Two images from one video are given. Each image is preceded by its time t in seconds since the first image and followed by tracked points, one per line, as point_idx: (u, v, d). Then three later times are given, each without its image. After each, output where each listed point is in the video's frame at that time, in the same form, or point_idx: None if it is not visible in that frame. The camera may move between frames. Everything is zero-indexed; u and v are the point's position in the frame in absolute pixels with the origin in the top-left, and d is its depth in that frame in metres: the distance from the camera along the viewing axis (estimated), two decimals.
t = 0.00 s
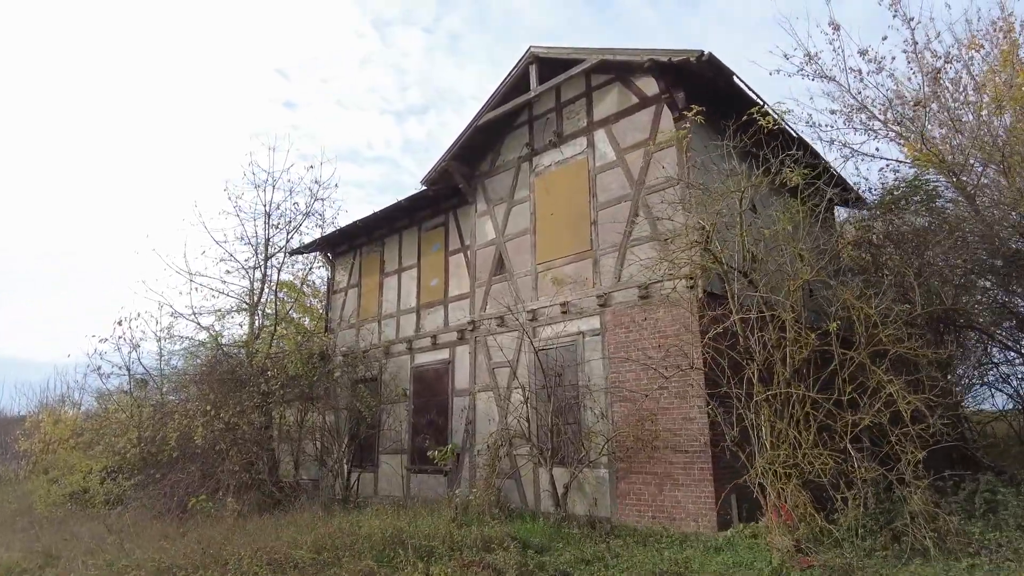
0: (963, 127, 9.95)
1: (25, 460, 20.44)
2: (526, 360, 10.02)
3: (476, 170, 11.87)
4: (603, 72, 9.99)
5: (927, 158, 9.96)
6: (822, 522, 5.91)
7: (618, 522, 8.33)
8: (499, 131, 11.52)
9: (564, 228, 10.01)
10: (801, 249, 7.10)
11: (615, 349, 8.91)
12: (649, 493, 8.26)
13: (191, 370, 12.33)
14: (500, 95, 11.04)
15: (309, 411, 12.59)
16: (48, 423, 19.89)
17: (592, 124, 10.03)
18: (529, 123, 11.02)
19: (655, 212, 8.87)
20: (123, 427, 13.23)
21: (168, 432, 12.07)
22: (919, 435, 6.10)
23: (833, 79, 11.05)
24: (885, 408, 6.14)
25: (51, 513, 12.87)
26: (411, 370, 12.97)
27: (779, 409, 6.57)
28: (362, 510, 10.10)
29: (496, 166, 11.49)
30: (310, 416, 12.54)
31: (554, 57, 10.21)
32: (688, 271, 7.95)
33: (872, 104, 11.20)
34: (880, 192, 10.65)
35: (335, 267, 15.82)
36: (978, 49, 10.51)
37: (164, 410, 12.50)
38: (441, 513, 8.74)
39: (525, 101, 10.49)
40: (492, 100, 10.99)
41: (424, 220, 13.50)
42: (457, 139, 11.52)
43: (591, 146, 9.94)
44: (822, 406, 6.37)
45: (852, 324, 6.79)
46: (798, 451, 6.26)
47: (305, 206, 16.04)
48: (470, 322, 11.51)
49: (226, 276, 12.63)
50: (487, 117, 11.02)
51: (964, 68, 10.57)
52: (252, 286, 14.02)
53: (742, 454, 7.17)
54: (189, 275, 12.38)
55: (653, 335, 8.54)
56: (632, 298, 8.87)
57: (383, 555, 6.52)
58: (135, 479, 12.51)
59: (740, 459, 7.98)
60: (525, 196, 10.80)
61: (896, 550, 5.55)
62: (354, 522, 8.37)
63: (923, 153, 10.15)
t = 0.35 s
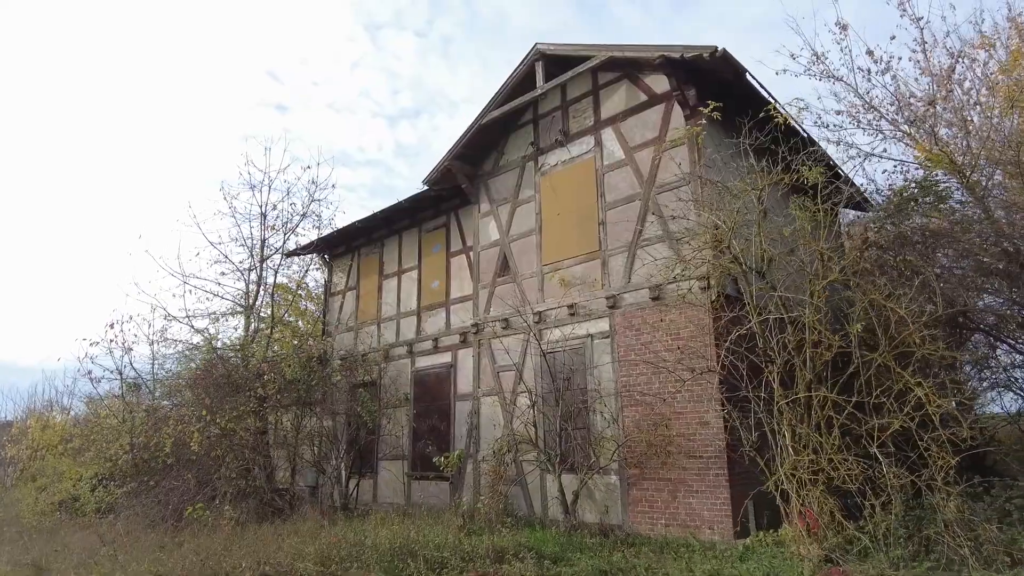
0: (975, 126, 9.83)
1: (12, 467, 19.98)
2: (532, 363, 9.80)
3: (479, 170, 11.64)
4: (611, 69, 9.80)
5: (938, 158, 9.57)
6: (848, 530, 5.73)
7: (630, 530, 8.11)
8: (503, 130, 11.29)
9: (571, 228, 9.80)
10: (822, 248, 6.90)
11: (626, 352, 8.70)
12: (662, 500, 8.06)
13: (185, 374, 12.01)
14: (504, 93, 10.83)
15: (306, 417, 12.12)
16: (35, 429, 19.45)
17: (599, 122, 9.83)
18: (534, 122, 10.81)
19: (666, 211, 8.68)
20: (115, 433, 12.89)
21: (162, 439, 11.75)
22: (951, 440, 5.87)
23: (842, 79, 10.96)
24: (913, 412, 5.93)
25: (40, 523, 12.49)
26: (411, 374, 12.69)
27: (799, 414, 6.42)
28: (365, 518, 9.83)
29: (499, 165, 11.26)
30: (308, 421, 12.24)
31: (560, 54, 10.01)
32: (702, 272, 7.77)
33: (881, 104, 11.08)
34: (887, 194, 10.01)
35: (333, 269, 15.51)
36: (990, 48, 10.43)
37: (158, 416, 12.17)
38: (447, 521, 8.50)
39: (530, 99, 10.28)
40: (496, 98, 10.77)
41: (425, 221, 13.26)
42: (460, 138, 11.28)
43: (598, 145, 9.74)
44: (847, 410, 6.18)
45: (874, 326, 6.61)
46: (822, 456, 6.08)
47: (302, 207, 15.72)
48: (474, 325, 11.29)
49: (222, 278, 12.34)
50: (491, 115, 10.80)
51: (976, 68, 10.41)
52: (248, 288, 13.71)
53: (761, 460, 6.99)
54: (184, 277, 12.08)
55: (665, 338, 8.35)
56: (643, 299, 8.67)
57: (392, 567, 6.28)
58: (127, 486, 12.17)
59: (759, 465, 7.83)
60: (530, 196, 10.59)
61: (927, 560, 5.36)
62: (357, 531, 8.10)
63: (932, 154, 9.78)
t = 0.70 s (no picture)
0: (995, 125, 9.69)
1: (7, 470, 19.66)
2: (545, 365, 9.61)
3: (488, 169, 11.45)
4: (626, 66, 9.65)
5: (956, 158, 9.38)
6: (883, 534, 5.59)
7: (648, 535, 7.93)
8: (513, 128, 11.12)
9: (584, 227, 9.63)
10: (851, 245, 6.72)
11: (642, 353, 8.52)
12: (681, 505, 7.88)
13: (187, 376, 11.77)
14: (516, 91, 10.66)
15: (308, 419, 12.03)
16: (31, 432, 19.14)
17: (613, 119, 9.68)
18: (545, 120, 10.65)
19: (683, 210, 8.53)
20: (114, 437, 12.63)
21: (164, 442, 11.52)
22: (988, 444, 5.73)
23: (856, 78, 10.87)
24: (950, 414, 5.78)
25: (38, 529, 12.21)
26: (417, 376, 12.47)
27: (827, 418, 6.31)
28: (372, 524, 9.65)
29: (510, 164, 11.08)
30: (312, 425, 12.02)
31: (574, 51, 9.86)
32: (723, 272, 7.60)
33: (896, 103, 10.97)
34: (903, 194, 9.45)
35: (336, 270, 15.29)
36: (1007, 47, 10.32)
37: (159, 419, 11.93)
38: (459, 527, 8.30)
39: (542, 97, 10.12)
40: (507, 95, 10.60)
41: (432, 221, 13.07)
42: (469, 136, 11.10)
43: (612, 142, 9.58)
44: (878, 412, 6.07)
45: (901, 328, 6.46)
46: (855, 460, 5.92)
47: (305, 207, 15.50)
48: (483, 326, 11.10)
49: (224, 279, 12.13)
50: (502, 113, 10.63)
51: (993, 67, 10.28)
52: (250, 288, 13.49)
53: (786, 464, 6.82)
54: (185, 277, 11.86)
55: (683, 339, 8.18)
56: (660, 299, 8.51)
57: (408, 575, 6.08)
58: (127, 491, 11.91)
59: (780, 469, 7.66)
60: (542, 194, 10.41)
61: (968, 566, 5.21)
62: (367, 537, 7.90)
63: (947, 154, 9.65)
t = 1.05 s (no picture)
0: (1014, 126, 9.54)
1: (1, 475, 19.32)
2: (556, 369, 9.42)
3: (497, 170, 11.26)
4: (640, 65, 9.52)
5: (971, 160, 8.71)
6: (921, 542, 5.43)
7: (667, 542, 7.74)
8: (523, 128, 10.95)
9: (597, 228, 9.47)
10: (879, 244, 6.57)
11: (659, 356, 8.36)
12: (700, 511, 7.70)
13: (188, 379, 11.53)
14: (526, 90, 10.50)
15: (311, 424, 11.78)
16: (26, 436, 18.82)
17: (626, 119, 9.53)
18: (556, 120, 10.48)
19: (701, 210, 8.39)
20: (112, 442, 12.37)
21: (164, 447, 11.27)
22: None
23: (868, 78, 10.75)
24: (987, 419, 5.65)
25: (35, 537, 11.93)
26: (423, 380, 12.25)
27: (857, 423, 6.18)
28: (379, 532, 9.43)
29: (519, 165, 10.90)
30: (315, 430, 11.79)
31: (587, 49, 9.72)
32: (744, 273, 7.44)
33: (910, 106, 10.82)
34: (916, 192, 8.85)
35: (339, 273, 15.06)
36: None
37: (159, 423, 11.68)
38: (471, 535, 8.09)
39: (554, 95, 9.96)
40: (517, 94, 10.44)
41: (438, 223, 12.88)
42: (478, 136, 10.92)
43: (626, 142, 9.42)
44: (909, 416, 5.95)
45: (931, 330, 6.30)
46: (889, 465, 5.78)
47: (307, 209, 15.28)
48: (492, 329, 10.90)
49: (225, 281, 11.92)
50: (512, 112, 10.46)
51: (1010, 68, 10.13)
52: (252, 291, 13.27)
53: (811, 470, 6.64)
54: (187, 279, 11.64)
55: (702, 342, 8.03)
56: (677, 301, 8.35)
57: None
58: (126, 497, 11.63)
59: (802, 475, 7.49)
60: (553, 195, 10.24)
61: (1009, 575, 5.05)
62: (378, 545, 7.70)
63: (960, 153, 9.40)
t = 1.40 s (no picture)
0: None
1: None
2: (570, 369, 9.20)
3: (507, 166, 11.04)
4: (656, 58, 9.35)
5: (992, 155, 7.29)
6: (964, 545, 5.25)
7: (688, 547, 7.52)
8: (534, 124, 10.74)
9: (611, 224, 9.25)
10: (911, 238, 6.35)
11: (678, 356, 8.15)
12: (723, 515, 7.49)
13: (189, 380, 11.26)
14: (538, 84, 10.30)
15: (315, 426, 11.46)
16: (23, 438, 18.54)
17: (642, 113, 9.35)
18: (568, 115, 10.28)
19: (721, 206, 8.22)
20: (112, 444, 12.11)
21: (166, 450, 11.02)
22: None
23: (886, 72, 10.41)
24: None
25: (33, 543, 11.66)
26: (430, 381, 12.00)
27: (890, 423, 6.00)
28: (387, 537, 9.20)
29: (530, 160, 10.68)
30: (318, 431, 11.47)
31: (601, 41, 9.54)
32: (768, 270, 7.24)
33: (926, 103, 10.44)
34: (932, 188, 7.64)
35: (342, 272, 14.81)
36: None
37: (160, 425, 11.41)
38: (485, 541, 7.88)
39: (568, 89, 9.76)
40: (529, 88, 10.23)
41: (445, 221, 12.66)
42: (488, 132, 10.70)
43: (642, 136, 9.23)
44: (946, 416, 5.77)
45: (968, 328, 6.10)
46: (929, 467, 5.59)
47: (310, 207, 15.03)
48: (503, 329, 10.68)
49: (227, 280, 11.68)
50: (524, 106, 10.25)
51: None
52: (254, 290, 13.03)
53: (841, 473, 6.43)
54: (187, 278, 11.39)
55: (724, 341, 7.83)
56: (697, 299, 8.15)
57: None
58: (127, 501, 11.37)
59: (828, 478, 7.29)
60: (565, 191, 10.03)
61: None
62: (390, 551, 7.48)
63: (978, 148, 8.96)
